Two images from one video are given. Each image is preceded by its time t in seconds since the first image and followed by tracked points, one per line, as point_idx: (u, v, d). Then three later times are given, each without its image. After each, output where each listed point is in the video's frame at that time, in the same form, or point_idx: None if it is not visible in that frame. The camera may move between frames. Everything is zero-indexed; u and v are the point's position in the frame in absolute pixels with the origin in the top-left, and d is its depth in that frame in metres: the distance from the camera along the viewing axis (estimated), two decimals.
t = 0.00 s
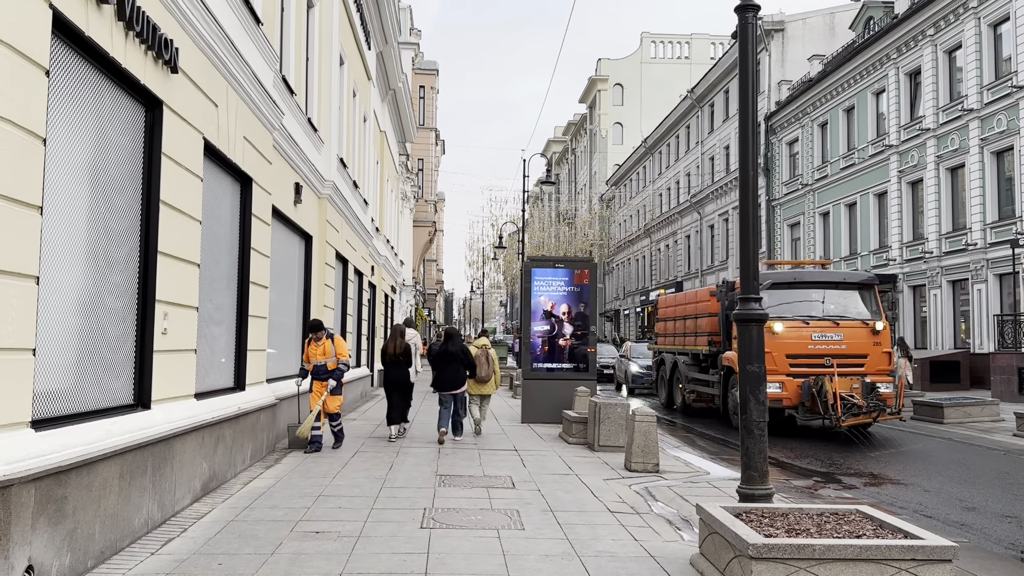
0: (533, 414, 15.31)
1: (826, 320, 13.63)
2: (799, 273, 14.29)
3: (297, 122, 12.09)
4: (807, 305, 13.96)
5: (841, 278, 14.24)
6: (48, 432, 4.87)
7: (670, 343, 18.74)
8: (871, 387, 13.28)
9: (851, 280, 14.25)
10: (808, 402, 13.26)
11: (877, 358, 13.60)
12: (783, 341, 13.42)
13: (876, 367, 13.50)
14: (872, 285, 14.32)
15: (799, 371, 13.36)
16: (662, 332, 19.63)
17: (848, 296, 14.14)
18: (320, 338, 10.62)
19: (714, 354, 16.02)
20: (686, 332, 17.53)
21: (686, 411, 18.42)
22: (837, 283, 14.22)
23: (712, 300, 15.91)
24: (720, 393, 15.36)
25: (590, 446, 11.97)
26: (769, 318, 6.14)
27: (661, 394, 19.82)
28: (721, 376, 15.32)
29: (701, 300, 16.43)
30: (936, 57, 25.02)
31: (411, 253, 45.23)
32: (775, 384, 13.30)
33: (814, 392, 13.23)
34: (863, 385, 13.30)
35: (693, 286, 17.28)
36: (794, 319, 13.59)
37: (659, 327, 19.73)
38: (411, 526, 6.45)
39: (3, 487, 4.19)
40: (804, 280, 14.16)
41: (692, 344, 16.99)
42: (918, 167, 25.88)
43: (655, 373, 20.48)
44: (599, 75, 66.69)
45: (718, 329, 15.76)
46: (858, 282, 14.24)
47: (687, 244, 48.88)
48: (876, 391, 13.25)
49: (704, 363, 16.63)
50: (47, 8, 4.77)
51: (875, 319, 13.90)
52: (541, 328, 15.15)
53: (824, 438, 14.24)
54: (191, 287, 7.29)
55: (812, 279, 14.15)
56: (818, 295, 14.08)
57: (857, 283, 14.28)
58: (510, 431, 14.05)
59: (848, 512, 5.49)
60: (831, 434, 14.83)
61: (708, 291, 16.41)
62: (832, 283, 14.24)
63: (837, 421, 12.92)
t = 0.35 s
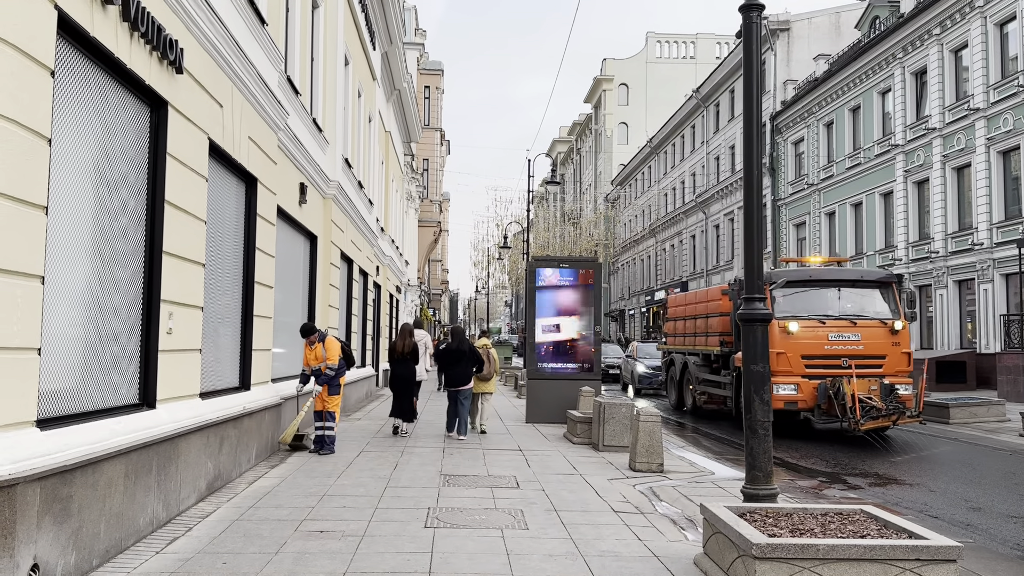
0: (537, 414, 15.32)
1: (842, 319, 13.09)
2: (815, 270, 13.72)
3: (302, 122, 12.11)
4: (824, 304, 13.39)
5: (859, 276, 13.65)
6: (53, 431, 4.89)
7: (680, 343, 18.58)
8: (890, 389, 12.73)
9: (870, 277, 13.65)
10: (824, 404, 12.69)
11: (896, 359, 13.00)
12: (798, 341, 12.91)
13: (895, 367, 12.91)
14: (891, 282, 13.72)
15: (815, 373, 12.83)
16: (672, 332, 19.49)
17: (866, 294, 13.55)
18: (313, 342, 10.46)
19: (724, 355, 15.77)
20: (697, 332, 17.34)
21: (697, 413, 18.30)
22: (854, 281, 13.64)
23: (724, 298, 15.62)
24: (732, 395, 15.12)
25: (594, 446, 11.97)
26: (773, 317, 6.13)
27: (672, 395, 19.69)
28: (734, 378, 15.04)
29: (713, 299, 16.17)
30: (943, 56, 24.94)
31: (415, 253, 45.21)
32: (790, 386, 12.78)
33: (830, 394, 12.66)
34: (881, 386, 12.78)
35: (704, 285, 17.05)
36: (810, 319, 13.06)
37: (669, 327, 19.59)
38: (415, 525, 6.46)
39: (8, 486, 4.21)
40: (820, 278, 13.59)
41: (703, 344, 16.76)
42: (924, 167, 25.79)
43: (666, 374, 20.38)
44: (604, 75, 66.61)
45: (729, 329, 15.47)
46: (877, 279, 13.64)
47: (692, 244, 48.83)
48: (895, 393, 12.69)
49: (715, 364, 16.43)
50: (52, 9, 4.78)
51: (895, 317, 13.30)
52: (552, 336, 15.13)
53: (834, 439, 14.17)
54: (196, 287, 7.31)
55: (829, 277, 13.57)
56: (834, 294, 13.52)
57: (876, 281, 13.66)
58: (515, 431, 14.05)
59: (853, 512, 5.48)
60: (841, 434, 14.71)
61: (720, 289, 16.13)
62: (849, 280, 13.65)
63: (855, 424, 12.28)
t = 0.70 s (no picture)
0: (540, 414, 15.31)
1: (858, 318, 12.84)
2: (830, 267, 13.36)
3: (304, 121, 12.13)
4: (838, 303, 13.08)
5: (876, 273, 13.29)
6: (53, 428, 4.89)
7: (687, 343, 18.32)
8: (908, 390, 12.45)
9: (886, 274, 13.30)
10: (839, 406, 12.45)
11: (913, 359, 12.77)
12: (812, 341, 12.72)
13: (912, 368, 12.70)
14: (907, 280, 13.38)
15: (830, 373, 12.61)
16: (679, 331, 19.26)
17: (882, 292, 13.23)
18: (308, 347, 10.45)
19: (736, 355, 15.40)
20: (705, 330, 17.06)
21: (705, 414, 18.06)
22: (871, 279, 13.28)
23: (734, 297, 15.31)
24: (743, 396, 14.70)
25: (596, 445, 11.96)
26: (774, 316, 6.14)
27: (680, 396, 19.43)
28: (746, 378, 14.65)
29: (722, 298, 15.87)
30: (945, 55, 24.92)
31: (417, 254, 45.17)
32: (804, 387, 12.55)
33: (846, 396, 12.42)
34: (897, 387, 12.48)
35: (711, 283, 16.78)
36: (824, 317, 12.83)
37: (676, 327, 19.37)
38: (416, 524, 6.47)
39: (9, 484, 4.23)
40: (835, 275, 13.24)
41: (712, 343, 16.45)
42: (926, 166, 25.75)
43: (672, 375, 20.12)
44: (606, 75, 66.58)
45: (739, 329, 15.15)
46: (894, 276, 13.29)
47: (693, 244, 48.82)
48: (912, 395, 12.40)
49: (724, 364, 16.12)
50: (53, 7, 4.79)
51: (911, 316, 13.02)
52: (564, 336, 15.13)
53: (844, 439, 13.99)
54: (198, 286, 7.32)
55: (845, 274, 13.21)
56: (849, 292, 13.18)
57: (893, 278, 13.31)
58: (517, 430, 14.03)
59: (854, 511, 5.48)
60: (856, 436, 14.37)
61: (730, 288, 15.82)
62: (865, 278, 13.29)
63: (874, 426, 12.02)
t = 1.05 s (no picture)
0: (539, 414, 15.32)
1: (874, 317, 12.25)
2: (844, 264, 12.75)
3: (304, 122, 12.14)
4: (853, 302, 12.47)
5: (891, 269, 12.66)
6: (54, 429, 4.90)
7: (694, 343, 17.92)
8: (926, 394, 11.70)
9: (902, 271, 12.67)
10: (854, 410, 11.84)
11: (931, 360, 12.13)
12: (825, 341, 12.12)
13: (930, 370, 12.04)
14: (926, 277, 12.74)
15: (844, 375, 12.01)
16: (685, 332, 18.89)
17: (898, 289, 12.59)
18: (311, 342, 10.44)
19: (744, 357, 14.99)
20: (712, 330, 16.69)
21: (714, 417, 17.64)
22: (887, 275, 12.64)
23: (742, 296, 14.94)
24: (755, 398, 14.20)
25: (595, 445, 11.98)
26: (773, 317, 6.15)
27: (686, 398, 19.03)
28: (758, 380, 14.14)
29: (729, 297, 15.51)
30: (945, 55, 24.92)
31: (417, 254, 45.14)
32: (818, 389, 11.96)
33: (861, 399, 11.84)
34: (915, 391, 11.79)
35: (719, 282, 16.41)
36: (837, 317, 12.26)
37: (682, 327, 19.02)
38: (416, 524, 6.48)
39: (10, 484, 4.25)
40: (848, 273, 12.63)
41: (719, 344, 16.07)
42: (927, 166, 25.75)
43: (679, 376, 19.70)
44: (606, 75, 66.61)
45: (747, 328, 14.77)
46: (910, 273, 12.67)
47: (694, 244, 48.84)
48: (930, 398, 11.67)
49: (732, 365, 15.73)
50: (54, 8, 4.81)
51: (929, 315, 12.39)
52: (564, 336, 15.14)
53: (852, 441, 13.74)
54: (198, 286, 7.33)
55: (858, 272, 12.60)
56: (864, 289, 12.57)
57: (910, 275, 12.68)
58: (516, 430, 14.08)
59: (852, 510, 5.49)
60: (863, 438, 14.17)
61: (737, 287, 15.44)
62: (880, 275, 12.67)
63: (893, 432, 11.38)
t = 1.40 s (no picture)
0: (538, 414, 15.32)
1: (891, 317, 11.68)
2: (860, 261, 12.13)
3: (303, 122, 12.14)
4: (869, 301, 11.87)
5: (910, 267, 12.05)
6: (54, 429, 4.92)
7: (700, 343, 17.27)
8: (945, 397, 11.27)
9: (920, 269, 12.07)
10: (870, 413, 11.31)
11: (951, 361, 11.56)
12: (839, 342, 11.56)
13: (949, 372, 11.48)
14: (944, 274, 12.15)
15: (859, 378, 11.48)
16: (691, 332, 18.12)
17: (916, 288, 12.01)
18: (317, 338, 10.46)
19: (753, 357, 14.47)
20: (720, 330, 15.91)
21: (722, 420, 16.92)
22: (905, 273, 12.03)
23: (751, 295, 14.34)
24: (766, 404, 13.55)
25: (594, 445, 11.98)
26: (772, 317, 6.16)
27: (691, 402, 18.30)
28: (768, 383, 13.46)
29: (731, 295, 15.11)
30: (944, 56, 24.93)
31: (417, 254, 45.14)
32: (831, 392, 11.44)
33: (877, 402, 11.27)
34: (932, 393, 11.34)
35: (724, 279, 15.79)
36: (852, 316, 11.68)
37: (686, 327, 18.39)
38: (414, 524, 6.49)
39: (10, 485, 4.26)
40: (865, 271, 12.02)
41: (726, 344, 15.43)
42: (926, 167, 25.77)
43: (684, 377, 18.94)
44: (606, 75, 66.63)
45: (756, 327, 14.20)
46: (929, 271, 12.07)
47: (693, 244, 48.86)
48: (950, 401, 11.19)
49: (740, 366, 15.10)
50: (53, 10, 4.82)
51: (948, 315, 11.80)
52: (564, 337, 15.14)
53: (855, 441, 13.68)
54: (197, 286, 7.33)
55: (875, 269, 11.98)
56: (880, 288, 11.96)
57: (928, 273, 12.08)
58: (515, 430, 14.10)
59: (850, 511, 5.50)
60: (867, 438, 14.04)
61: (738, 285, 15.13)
62: (898, 273, 12.06)
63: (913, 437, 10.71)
